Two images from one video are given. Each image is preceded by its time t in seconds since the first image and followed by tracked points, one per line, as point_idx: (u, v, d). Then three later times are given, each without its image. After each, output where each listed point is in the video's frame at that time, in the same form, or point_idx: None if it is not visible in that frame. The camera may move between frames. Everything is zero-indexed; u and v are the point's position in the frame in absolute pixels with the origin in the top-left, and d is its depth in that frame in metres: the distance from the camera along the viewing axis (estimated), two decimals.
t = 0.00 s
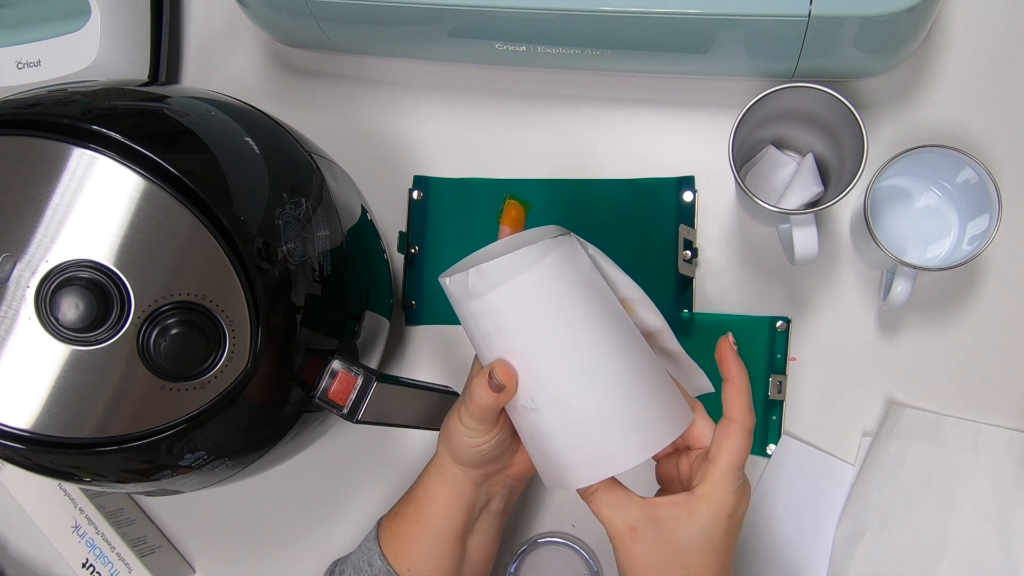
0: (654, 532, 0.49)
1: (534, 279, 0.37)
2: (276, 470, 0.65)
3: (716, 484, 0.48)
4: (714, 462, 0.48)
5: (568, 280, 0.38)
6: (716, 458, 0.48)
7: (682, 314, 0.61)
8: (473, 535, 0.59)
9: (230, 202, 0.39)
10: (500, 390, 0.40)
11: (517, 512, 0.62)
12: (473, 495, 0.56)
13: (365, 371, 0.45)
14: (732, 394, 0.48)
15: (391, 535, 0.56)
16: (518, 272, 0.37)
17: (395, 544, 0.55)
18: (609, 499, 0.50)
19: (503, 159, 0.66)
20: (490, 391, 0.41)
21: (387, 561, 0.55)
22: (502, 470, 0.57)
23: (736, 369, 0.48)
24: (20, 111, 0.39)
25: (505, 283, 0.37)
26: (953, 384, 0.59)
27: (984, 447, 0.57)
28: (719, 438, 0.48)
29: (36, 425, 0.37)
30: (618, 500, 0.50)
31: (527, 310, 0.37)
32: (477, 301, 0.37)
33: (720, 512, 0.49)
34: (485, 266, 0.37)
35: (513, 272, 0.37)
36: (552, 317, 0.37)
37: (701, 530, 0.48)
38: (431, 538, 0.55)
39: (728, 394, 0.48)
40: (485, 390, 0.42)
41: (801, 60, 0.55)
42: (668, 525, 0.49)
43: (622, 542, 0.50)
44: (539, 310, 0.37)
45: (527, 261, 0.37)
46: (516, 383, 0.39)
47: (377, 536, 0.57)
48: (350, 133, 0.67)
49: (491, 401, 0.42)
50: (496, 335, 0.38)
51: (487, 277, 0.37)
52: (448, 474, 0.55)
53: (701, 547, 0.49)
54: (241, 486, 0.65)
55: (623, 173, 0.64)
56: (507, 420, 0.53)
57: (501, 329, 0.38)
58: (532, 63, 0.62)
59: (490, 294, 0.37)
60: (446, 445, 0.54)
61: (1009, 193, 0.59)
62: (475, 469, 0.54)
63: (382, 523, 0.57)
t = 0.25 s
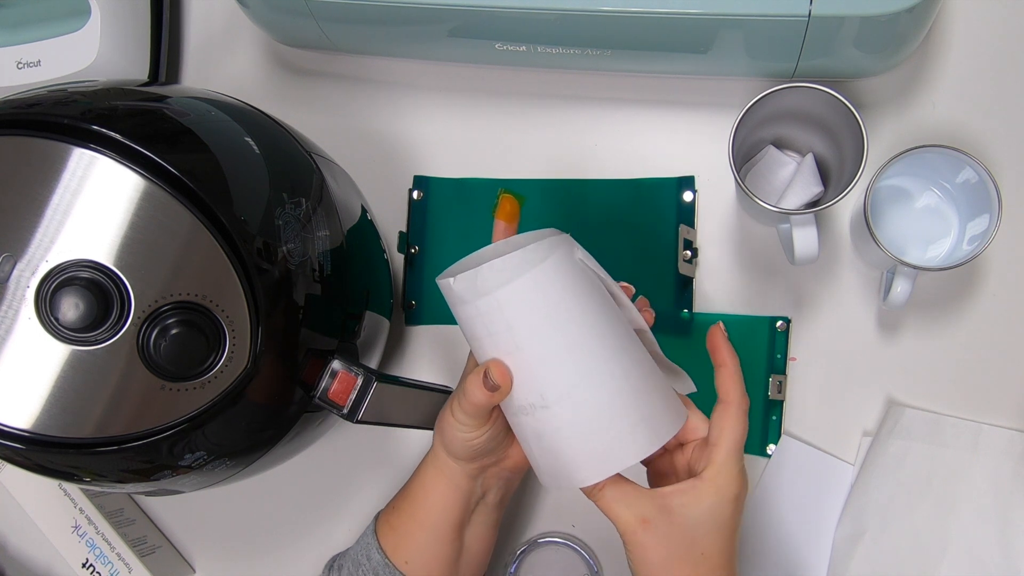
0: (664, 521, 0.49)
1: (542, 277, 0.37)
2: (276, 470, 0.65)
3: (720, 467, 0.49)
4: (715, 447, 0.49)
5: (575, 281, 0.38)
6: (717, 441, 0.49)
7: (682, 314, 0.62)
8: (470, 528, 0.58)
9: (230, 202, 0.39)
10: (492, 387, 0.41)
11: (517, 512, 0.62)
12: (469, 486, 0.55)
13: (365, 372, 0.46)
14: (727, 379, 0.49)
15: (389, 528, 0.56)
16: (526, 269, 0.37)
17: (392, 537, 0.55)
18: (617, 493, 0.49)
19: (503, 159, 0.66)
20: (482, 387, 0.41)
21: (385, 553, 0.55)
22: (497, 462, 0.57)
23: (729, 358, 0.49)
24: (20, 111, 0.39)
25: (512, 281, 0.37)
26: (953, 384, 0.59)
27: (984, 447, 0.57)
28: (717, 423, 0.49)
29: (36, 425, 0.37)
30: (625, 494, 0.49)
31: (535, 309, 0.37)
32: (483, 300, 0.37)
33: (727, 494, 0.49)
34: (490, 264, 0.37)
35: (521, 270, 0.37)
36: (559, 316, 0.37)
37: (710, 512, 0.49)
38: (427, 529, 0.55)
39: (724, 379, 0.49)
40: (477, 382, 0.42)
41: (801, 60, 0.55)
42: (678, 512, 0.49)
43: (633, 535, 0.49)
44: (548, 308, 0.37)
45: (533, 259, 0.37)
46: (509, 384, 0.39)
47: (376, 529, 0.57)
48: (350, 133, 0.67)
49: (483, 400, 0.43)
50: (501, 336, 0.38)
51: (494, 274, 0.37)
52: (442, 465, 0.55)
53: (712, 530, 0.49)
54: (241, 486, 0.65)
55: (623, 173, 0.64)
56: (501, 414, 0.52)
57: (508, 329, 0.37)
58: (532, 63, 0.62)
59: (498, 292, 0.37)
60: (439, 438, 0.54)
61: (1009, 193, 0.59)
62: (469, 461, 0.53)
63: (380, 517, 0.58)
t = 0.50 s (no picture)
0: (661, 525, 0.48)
1: (537, 269, 0.37)
2: (276, 470, 0.65)
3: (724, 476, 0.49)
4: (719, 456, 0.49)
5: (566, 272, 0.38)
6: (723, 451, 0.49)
7: (682, 314, 0.62)
8: (473, 524, 0.58)
9: (230, 203, 0.39)
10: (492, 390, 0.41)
11: (517, 512, 0.62)
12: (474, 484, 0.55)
13: (365, 372, 0.46)
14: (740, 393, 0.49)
15: (393, 525, 0.56)
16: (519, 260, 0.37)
17: (395, 534, 0.56)
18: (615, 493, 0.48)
19: (503, 159, 0.66)
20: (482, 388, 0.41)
21: (387, 550, 0.55)
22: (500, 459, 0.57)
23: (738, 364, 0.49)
24: (20, 111, 0.39)
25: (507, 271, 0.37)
26: (953, 384, 0.59)
27: (984, 447, 0.57)
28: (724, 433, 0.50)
29: (36, 425, 0.37)
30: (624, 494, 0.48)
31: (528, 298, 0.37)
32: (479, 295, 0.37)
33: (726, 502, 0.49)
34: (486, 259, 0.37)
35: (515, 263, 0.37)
36: (557, 314, 0.37)
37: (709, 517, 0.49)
38: (432, 526, 0.55)
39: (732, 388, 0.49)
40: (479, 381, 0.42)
41: (801, 60, 0.55)
42: (675, 515, 0.49)
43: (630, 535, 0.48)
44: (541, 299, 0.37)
45: (529, 253, 0.37)
46: (508, 382, 0.39)
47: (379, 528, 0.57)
48: (350, 133, 0.67)
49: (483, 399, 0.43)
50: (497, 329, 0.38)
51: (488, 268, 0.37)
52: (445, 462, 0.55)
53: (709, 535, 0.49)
54: (241, 486, 0.65)
55: (623, 173, 0.64)
56: (501, 411, 0.52)
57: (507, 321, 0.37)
58: (532, 63, 0.62)
59: (493, 285, 0.37)
60: (440, 435, 0.54)
61: (1009, 193, 0.59)
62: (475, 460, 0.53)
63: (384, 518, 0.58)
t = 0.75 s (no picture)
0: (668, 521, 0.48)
1: (560, 275, 0.36)
2: (276, 470, 0.65)
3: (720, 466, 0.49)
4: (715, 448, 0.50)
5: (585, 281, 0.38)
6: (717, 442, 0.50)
7: (682, 314, 0.62)
8: (468, 518, 0.58)
9: (230, 203, 0.39)
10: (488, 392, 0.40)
11: (517, 512, 0.62)
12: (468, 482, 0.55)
13: (365, 372, 0.46)
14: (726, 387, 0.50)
15: (388, 520, 0.56)
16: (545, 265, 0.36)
17: (390, 529, 0.56)
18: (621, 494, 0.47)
19: (503, 159, 0.66)
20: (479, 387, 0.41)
21: (383, 545, 0.55)
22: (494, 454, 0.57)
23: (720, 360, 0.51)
24: (20, 111, 0.39)
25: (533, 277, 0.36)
26: (953, 384, 0.59)
27: (984, 447, 0.57)
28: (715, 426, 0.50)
29: (36, 425, 0.37)
30: (629, 494, 0.47)
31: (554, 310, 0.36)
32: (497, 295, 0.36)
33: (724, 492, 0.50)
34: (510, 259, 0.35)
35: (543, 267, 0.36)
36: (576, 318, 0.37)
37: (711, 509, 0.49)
38: (427, 523, 0.55)
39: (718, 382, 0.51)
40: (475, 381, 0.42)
41: (801, 60, 0.55)
42: (678, 512, 0.49)
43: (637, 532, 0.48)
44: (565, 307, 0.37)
45: (554, 258, 0.36)
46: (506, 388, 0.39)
47: (374, 523, 0.57)
48: (350, 133, 0.67)
49: (480, 400, 0.42)
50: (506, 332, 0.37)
51: (516, 270, 0.35)
52: (439, 460, 0.55)
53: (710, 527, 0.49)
54: (241, 486, 0.65)
55: (623, 173, 0.64)
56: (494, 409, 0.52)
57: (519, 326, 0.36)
58: (532, 63, 0.62)
59: (518, 287, 0.35)
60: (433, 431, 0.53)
61: (1009, 193, 0.59)
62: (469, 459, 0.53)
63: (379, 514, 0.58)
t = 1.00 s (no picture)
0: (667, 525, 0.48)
1: (568, 291, 0.36)
2: (276, 470, 0.65)
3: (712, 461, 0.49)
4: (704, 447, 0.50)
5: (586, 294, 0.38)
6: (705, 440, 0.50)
7: (682, 314, 0.62)
8: (457, 513, 0.58)
9: (230, 203, 0.39)
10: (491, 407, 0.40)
11: (517, 512, 0.62)
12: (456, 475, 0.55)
13: (365, 372, 0.46)
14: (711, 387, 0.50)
15: (376, 518, 0.56)
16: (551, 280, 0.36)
17: (379, 525, 0.55)
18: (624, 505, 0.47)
19: (503, 159, 0.66)
20: (479, 397, 0.40)
21: (371, 543, 0.55)
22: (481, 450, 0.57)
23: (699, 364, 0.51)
24: (20, 111, 0.39)
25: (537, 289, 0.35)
26: (953, 384, 0.59)
27: (984, 447, 0.57)
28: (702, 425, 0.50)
29: (36, 425, 0.37)
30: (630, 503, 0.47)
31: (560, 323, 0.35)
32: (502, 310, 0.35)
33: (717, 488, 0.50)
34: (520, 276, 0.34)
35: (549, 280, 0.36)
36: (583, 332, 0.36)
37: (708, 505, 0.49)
38: (415, 520, 0.54)
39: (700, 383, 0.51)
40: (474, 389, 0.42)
41: (801, 60, 0.55)
42: (680, 512, 0.49)
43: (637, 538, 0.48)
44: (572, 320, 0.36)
45: (560, 274, 0.36)
46: (507, 406, 0.39)
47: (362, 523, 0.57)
48: (350, 133, 0.67)
49: (476, 412, 0.42)
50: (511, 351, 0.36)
51: (526, 288, 0.34)
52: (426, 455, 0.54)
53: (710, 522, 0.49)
54: (241, 486, 0.65)
55: (623, 173, 0.64)
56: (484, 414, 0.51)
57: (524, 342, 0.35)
58: (533, 63, 0.62)
59: (527, 303, 0.35)
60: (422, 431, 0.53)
61: (1009, 193, 0.59)
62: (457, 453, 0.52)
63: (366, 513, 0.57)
